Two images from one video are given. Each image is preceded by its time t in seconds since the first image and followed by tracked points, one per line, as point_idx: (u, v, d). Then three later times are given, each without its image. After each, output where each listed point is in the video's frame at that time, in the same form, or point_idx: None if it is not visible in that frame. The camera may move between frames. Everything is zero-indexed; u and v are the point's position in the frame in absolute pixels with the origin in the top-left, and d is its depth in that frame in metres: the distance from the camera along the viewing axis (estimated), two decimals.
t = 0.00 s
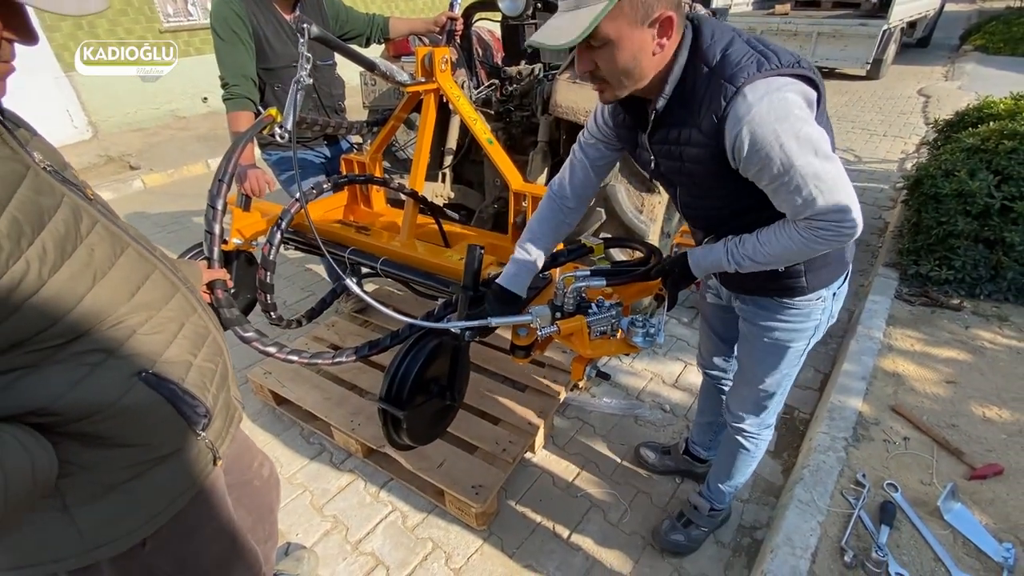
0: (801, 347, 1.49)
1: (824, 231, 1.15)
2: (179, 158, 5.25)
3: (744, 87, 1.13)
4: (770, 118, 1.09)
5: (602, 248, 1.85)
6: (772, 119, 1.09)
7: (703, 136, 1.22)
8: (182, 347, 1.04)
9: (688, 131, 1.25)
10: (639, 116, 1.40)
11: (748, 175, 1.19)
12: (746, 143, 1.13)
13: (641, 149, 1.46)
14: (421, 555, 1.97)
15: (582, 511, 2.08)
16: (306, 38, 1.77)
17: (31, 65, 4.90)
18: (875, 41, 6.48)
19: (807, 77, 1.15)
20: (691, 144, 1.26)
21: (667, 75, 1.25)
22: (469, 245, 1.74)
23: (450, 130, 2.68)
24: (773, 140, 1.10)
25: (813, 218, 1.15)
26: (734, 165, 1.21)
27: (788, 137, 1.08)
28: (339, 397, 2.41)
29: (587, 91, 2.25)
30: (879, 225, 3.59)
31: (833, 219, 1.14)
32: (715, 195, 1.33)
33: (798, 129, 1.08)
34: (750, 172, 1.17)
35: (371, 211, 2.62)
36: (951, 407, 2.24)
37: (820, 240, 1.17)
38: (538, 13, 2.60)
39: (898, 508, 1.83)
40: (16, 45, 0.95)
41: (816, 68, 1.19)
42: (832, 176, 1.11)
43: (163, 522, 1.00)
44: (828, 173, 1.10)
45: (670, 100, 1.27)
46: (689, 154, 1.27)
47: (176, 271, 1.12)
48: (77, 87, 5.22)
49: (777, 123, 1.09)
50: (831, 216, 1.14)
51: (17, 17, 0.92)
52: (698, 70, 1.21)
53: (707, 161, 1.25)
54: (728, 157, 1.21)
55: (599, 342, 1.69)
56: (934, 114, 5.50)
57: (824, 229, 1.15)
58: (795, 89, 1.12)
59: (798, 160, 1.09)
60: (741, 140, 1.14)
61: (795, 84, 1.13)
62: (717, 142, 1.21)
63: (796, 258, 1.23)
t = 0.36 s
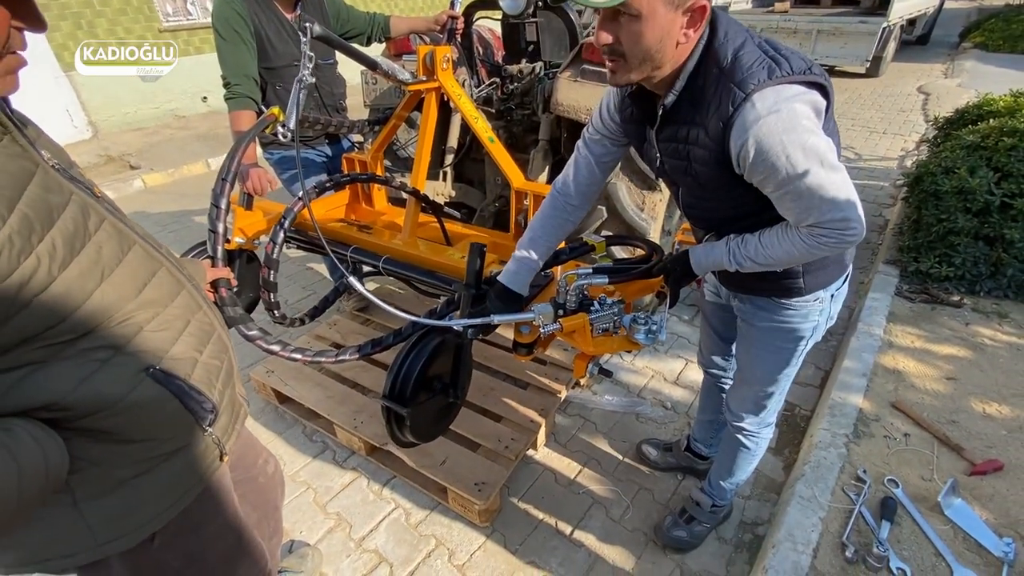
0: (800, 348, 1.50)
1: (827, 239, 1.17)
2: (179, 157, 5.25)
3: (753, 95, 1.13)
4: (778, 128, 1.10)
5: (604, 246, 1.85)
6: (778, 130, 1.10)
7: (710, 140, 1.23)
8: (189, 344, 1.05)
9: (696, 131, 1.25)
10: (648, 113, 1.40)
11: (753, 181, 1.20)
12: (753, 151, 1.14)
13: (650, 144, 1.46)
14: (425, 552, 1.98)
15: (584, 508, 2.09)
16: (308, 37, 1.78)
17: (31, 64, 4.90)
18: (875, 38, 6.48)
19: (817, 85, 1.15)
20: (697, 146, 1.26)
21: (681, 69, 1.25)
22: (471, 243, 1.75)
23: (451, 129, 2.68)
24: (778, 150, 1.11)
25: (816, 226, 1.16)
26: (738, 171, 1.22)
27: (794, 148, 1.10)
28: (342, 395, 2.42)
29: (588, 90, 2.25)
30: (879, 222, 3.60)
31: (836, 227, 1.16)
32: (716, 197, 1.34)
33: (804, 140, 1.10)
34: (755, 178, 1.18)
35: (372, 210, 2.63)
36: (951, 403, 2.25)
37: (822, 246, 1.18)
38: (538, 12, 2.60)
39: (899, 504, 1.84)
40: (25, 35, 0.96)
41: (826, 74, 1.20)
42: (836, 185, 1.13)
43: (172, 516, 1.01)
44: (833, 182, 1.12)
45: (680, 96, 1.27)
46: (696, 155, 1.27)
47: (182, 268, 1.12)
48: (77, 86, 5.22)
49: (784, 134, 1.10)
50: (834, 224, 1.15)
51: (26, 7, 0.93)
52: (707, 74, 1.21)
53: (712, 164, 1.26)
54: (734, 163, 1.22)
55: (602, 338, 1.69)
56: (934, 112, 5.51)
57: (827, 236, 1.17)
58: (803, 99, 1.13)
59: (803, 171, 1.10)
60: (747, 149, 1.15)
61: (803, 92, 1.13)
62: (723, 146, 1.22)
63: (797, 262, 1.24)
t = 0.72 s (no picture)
0: (803, 347, 1.51)
1: (826, 238, 1.18)
2: (179, 158, 5.26)
3: (759, 90, 1.13)
4: (783, 124, 1.10)
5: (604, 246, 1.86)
6: (783, 124, 1.10)
7: (715, 136, 1.23)
8: (191, 345, 1.06)
9: (702, 128, 1.25)
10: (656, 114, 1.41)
11: (756, 177, 1.20)
12: (758, 144, 1.14)
13: (654, 143, 1.47)
14: (426, 551, 1.99)
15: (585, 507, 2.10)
16: (308, 40, 1.79)
17: (31, 66, 4.90)
18: (875, 36, 6.47)
19: (822, 82, 1.16)
20: (703, 142, 1.26)
21: (687, 67, 1.24)
22: (471, 243, 1.75)
23: (451, 129, 2.69)
24: (783, 145, 1.11)
25: (816, 223, 1.17)
26: (742, 167, 1.23)
27: (799, 143, 1.10)
28: (343, 395, 2.43)
29: (588, 90, 2.26)
30: (879, 221, 3.60)
31: (836, 224, 1.16)
32: (721, 194, 1.34)
33: (809, 135, 1.10)
34: (758, 174, 1.19)
35: (372, 211, 2.64)
36: (951, 402, 2.26)
37: (821, 245, 1.19)
38: (538, 12, 2.61)
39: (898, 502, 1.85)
40: (24, 44, 0.96)
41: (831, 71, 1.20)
42: (838, 183, 1.13)
43: (176, 515, 1.02)
44: (835, 179, 1.12)
45: (686, 95, 1.27)
46: (701, 152, 1.28)
47: (183, 270, 1.13)
48: (77, 87, 5.23)
49: (790, 128, 1.10)
50: (834, 222, 1.16)
51: (24, 15, 0.93)
52: (713, 68, 1.21)
53: (716, 160, 1.26)
54: (737, 158, 1.22)
55: (602, 339, 1.70)
56: (935, 109, 5.50)
57: (827, 234, 1.17)
58: (809, 95, 1.13)
59: (807, 167, 1.11)
60: (752, 143, 1.15)
61: (809, 88, 1.14)
62: (727, 143, 1.22)
63: (796, 262, 1.25)
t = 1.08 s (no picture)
0: (805, 354, 1.51)
1: (826, 256, 1.18)
2: (180, 159, 5.27)
3: (783, 96, 1.13)
4: (798, 132, 1.10)
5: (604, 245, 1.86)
6: (800, 133, 1.10)
7: (731, 136, 1.23)
8: (195, 346, 1.06)
9: (719, 124, 1.26)
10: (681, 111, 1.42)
11: (767, 182, 1.20)
12: (773, 151, 1.14)
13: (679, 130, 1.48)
14: (429, 550, 2.00)
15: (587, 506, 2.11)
16: (309, 40, 1.79)
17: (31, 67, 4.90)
18: (875, 34, 6.46)
19: (854, 96, 1.14)
20: (719, 139, 1.27)
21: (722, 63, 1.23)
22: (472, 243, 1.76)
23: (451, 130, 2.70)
24: (796, 156, 1.11)
25: (818, 239, 1.17)
26: (755, 168, 1.23)
27: (812, 156, 1.09)
28: (345, 395, 2.44)
29: (587, 90, 2.26)
30: (880, 219, 3.60)
31: (837, 243, 1.16)
32: (733, 188, 1.34)
33: (824, 150, 1.09)
34: (769, 180, 1.19)
35: (373, 211, 2.64)
36: (951, 399, 2.27)
37: (818, 262, 1.19)
38: (538, 12, 2.62)
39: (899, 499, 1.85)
40: (29, 47, 0.97)
41: (868, 87, 1.17)
42: (846, 201, 1.12)
43: (182, 514, 1.03)
44: (844, 197, 1.12)
45: (718, 92, 1.25)
46: (716, 148, 1.29)
47: (187, 270, 1.14)
48: (77, 89, 5.23)
49: (805, 140, 1.10)
50: (835, 240, 1.16)
51: (28, 18, 0.94)
52: (743, 68, 1.21)
53: (732, 158, 1.26)
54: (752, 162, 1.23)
55: (603, 338, 1.70)
56: (935, 107, 5.50)
57: (826, 251, 1.17)
58: (834, 108, 1.12)
59: (816, 180, 1.10)
60: (767, 149, 1.15)
61: (836, 100, 1.12)
62: (743, 143, 1.22)
63: (796, 274, 1.24)
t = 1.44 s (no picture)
0: (803, 346, 1.52)
1: (838, 249, 1.20)
2: (180, 160, 5.27)
3: (832, 78, 1.11)
4: (841, 116, 1.09)
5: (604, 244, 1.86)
6: (843, 118, 1.09)
7: (770, 116, 1.22)
8: (196, 346, 1.06)
9: (758, 103, 1.25)
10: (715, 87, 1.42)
11: (795, 165, 1.20)
12: (812, 131, 1.13)
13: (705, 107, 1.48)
14: (430, 549, 2.00)
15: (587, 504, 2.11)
16: (309, 40, 1.80)
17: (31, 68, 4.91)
18: (875, 33, 6.46)
19: (897, 87, 1.14)
20: (754, 118, 1.27)
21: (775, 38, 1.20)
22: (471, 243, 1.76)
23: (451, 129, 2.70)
24: (833, 141, 1.10)
25: (834, 229, 1.19)
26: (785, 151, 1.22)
27: (849, 143, 1.10)
28: (346, 395, 2.44)
29: (587, 88, 2.27)
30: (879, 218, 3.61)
31: (853, 235, 1.18)
32: (752, 172, 1.35)
33: (863, 138, 1.09)
34: (799, 162, 1.19)
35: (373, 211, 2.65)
36: (951, 396, 2.27)
37: (831, 255, 1.21)
38: (537, 12, 2.63)
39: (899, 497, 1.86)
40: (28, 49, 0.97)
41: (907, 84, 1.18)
42: (870, 193, 1.14)
43: (185, 513, 1.03)
44: (870, 189, 1.13)
45: (766, 68, 1.23)
46: (750, 127, 1.28)
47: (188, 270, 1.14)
48: (77, 90, 5.24)
49: (847, 125, 1.09)
50: (850, 233, 1.18)
51: (32, 26, 0.94)
52: (793, 46, 1.18)
53: (764, 139, 1.26)
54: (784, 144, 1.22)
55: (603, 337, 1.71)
56: (934, 105, 5.50)
57: (839, 244, 1.20)
58: (877, 97, 1.11)
59: (848, 167, 1.11)
60: (807, 130, 1.14)
61: (880, 89, 1.11)
62: (780, 123, 1.21)
63: (806, 267, 1.26)
